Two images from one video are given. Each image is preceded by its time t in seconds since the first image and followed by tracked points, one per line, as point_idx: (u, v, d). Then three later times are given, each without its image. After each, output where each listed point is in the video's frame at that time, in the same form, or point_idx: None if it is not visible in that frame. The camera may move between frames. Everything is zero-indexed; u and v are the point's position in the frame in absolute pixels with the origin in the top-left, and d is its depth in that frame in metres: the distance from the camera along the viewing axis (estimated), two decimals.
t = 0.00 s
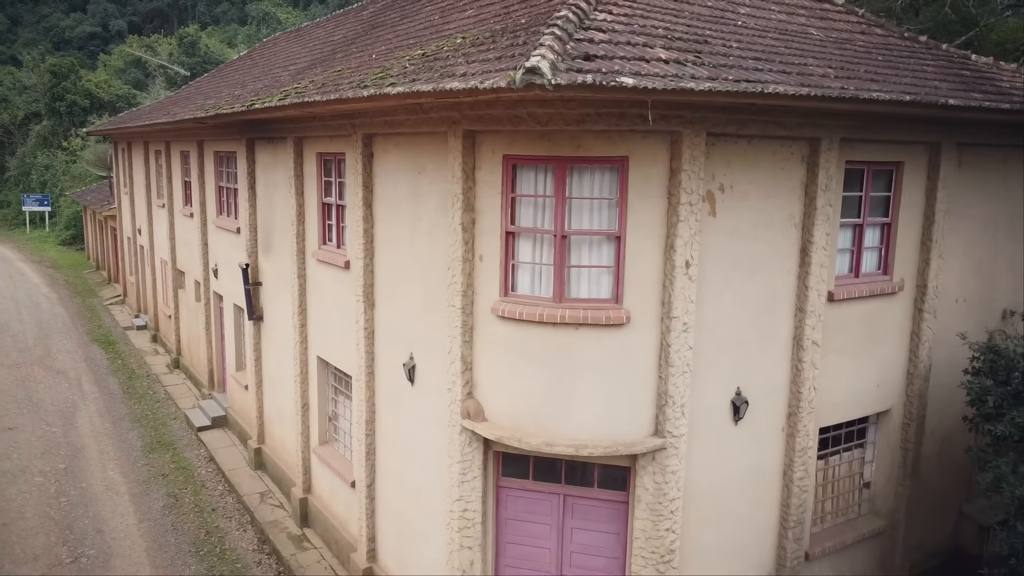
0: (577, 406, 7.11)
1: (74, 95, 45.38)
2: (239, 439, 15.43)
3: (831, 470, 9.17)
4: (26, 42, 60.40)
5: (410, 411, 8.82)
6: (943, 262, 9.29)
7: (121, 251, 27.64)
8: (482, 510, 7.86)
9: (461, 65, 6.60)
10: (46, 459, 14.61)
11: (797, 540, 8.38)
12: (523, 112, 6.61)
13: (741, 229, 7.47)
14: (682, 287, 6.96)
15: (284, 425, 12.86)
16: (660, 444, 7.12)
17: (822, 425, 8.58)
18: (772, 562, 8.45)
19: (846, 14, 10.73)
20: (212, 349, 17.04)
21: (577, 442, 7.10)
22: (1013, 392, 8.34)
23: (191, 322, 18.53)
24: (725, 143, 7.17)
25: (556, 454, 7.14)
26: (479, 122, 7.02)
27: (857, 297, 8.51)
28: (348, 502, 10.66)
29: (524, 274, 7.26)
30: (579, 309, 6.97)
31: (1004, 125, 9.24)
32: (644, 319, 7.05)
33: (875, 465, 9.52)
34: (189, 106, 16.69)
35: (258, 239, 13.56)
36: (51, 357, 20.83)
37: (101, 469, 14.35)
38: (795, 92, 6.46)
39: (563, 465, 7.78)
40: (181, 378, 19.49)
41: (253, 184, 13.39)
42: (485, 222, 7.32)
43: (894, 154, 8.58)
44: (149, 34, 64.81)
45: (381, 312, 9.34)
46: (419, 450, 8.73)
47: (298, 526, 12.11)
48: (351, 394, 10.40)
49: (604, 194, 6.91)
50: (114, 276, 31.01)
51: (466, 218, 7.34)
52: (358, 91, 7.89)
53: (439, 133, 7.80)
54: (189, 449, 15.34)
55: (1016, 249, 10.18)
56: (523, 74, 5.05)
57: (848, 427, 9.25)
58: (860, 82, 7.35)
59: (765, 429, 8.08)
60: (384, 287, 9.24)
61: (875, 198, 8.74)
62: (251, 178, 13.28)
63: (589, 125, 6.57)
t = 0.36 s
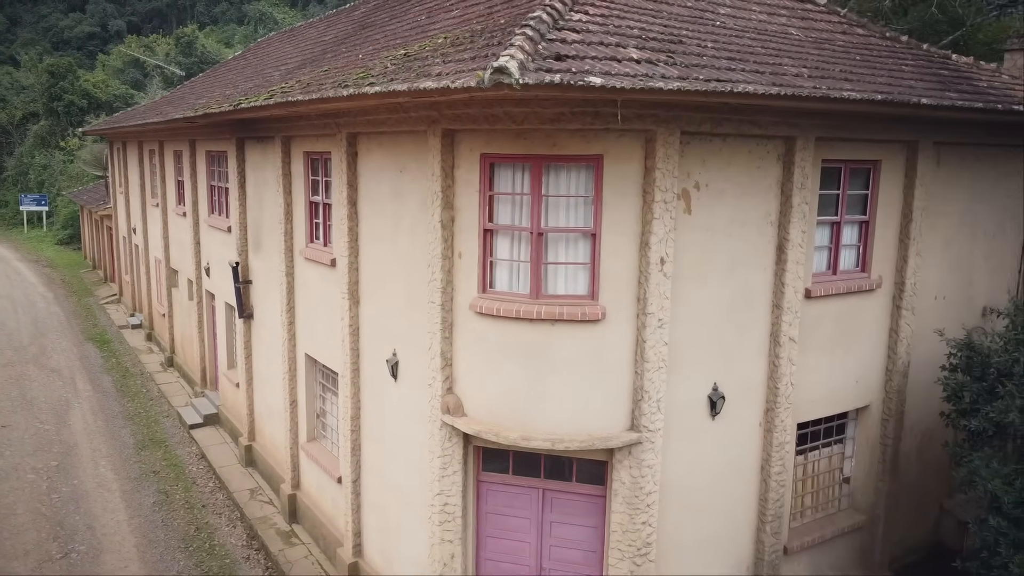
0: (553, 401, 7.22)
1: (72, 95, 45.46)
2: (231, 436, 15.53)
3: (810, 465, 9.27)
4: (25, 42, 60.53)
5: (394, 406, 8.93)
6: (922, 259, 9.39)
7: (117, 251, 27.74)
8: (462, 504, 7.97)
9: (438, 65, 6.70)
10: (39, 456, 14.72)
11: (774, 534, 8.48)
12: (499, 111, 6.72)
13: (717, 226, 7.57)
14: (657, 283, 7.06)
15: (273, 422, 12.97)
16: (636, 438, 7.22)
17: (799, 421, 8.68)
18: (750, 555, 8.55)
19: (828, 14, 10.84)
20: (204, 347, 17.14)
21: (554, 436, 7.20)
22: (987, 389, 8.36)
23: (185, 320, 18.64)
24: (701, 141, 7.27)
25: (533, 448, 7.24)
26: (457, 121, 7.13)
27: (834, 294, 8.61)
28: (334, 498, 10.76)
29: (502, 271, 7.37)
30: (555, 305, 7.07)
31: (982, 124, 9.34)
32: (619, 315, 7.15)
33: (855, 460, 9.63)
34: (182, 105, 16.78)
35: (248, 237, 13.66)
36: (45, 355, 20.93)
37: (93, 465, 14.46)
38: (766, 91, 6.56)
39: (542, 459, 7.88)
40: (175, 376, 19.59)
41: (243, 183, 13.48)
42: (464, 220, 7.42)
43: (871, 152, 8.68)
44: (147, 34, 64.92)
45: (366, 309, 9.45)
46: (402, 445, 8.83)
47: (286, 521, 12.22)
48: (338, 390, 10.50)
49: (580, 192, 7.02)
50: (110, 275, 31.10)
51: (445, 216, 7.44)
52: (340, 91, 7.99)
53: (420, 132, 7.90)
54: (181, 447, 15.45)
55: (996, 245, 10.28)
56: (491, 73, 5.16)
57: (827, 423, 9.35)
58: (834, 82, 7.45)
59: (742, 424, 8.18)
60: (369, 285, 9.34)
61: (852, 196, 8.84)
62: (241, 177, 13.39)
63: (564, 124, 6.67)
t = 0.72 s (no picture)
0: (526, 396, 7.33)
1: (68, 95, 45.46)
2: (220, 434, 15.63)
3: (786, 461, 9.37)
4: (22, 42, 60.60)
5: (374, 403, 9.03)
6: (897, 257, 9.49)
7: (112, 250, 27.85)
8: (439, 498, 8.06)
9: (411, 66, 6.81)
10: (29, 454, 14.82)
11: (750, 529, 8.57)
12: (471, 110, 6.82)
13: (689, 224, 7.67)
14: (628, 281, 7.16)
15: (261, 420, 13.07)
16: (608, 433, 7.32)
17: (774, 417, 8.79)
18: (726, 550, 8.65)
19: (807, 14, 10.94)
20: (195, 346, 17.25)
21: (527, 431, 7.31)
22: (960, 385, 8.45)
23: (176, 319, 18.74)
24: (672, 140, 7.37)
25: (506, 444, 7.34)
26: (432, 121, 7.23)
27: (808, 291, 8.71)
28: (318, 494, 10.87)
29: (476, 269, 7.47)
30: (528, 302, 7.17)
31: (956, 123, 9.45)
32: (591, 312, 7.25)
33: (832, 456, 9.72)
34: (173, 105, 16.88)
35: (236, 236, 13.77)
36: (39, 354, 21.04)
37: (83, 463, 14.57)
38: (734, 91, 6.66)
39: (518, 454, 7.98)
40: (167, 374, 19.69)
41: (231, 182, 13.59)
42: (439, 218, 7.52)
43: (844, 152, 8.78)
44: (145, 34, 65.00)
45: (347, 306, 9.55)
46: (382, 441, 8.93)
47: (273, 518, 12.32)
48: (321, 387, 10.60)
49: (552, 191, 7.12)
50: (105, 274, 31.21)
51: (421, 214, 7.54)
52: (319, 91, 8.09)
53: (397, 131, 8.01)
54: (171, 444, 15.55)
55: (971, 242, 10.42)
56: (455, 74, 5.26)
57: (803, 419, 9.45)
58: (804, 81, 7.55)
59: (717, 420, 8.28)
60: (351, 282, 9.43)
61: (826, 195, 8.95)
62: (228, 177, 13.48)
63: (535, 123, 6.78)
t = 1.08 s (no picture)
0: (499, 393, 7.42)
1: (65, 95, 45.34)
2: (209, 432, 15.72)
3: (763, 458, 9.46)
4: (20, 42, 60.59)
5: (354, 400, 9.12)
6: (873, 255, 9.58)
7: (105, 249, 27.94)
8: (416, 494, 8.14)
9: (382, 67, 6.90)
10: (19, 452, 14.91)
11: (724, 524, 8.67)
12: (443, 111, 6.92)
13: (661, 223, 7.76)
14: (599, 279, 7.24)
15: (247, 418, 13.16)
16: (580, 430, 7.41)
17: (749, 414, 8.88)
18: (701, 546, 8.74)
19: (786, 15, 11.03)
20: (185, 345, 17.33)
21: (500, 428, 7.40)
22: (930, 382, 8.54)
23: (167, 318, 18.82)
24: (643, 141, 7.45)
25: (479, 440, 7.43)
26: (405, 121, 7.32)
27: (782, 290, 8.80)
28: (302, 491, 10.96)
29: (450, 268, 7.56)
30: (500, 300, 7.27)
31: (931, 123, 9.54)
32: (563, 309, 7.34)
33: (808, 453, 9.81)
34: (162, 105, 16.97)
35: (223, 236, 13.86)
36: (31, 353, 21.12)
37: (72, 461, 14.66)
38: (701, 92, 6.75)
39: (493, 451, 8.06)
40: (158, 373, 19.77)
41: (218, 182, 13.67)
42: (413, 217, 7.60)
43: (818, 151, 8.87)
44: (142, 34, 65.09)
45: (328, 305, 9.63)
46: (362, 438, 9.01)
47: (258, 515, 12.41)
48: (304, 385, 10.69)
49: (523, 190, 7.22)
50: (100, 274, 31.30)
51: (396, 214, 7.63)
52: (297, 91, 8.18)
53: (374, 132, 8.09)
54: (160, 443, 15.64)
55: (948, 241, 10.51)
56: (418, 75, 5.35)
57: (780, 416, 9.53)
58: (774, 82, 7.63)
59: (691, 416, 8.37)
60: (331, 281, 9.52)
61: (801, 194, 9.04)
62: (215, 177, 13.56)
63: (505, 123, 6.87)
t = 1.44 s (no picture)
0: (470, 390, 7.51)
1: (61, 95, 45.19)
2: (197, 430, 15.81)
3: (738, 455, 9.55)
4: (18, 42, 60.62)
5: (332, 398, 9.20)
6: (847, 254, 9.68)
7: (99, 249, 28.02)
8: (390, 491, 8.23)
9: (353, 67, 6.98)
10: (7, 450, 14.99)
11: (697, 521, 8.76)
12: (413, 111, 7.01)
13: (632, 223, 7.85)
14: (569, 277, 7.32)
15: (232, 416, 13.25)
16: (550, 426, 7.50)
17: (723, 411, 8.97)
18: (674, 542, 8.84)
19: (764, 16, 11.11)
20: (174, 344, 17.41)
21: (471, 425, 7.49)
22: (899, 379, 8.58)
23: (157, 317, 18.91)
24: (612, 140, 7.54)
25: (451, 437, 7.53)
26: (377, 121, 7.41)
27: (754, 289, 8.88)
28: (284, 489, 11.05)
29: (422, 266, 7.65)
30: (470, 298, 7.36)
31: (905, 124, 9.64)
32: (532, 308, 7.43)
33: (783, 450, 9.90)
34: (151, 105, 17.05)
35: (209, 235, 13.94)
36: (23, 352, 21.21)
37: (59, 459, 14.74)
38: (666, 93, 6.84)
39: (467, 447, 8.15)
40: (148, 372, 19.85)
41: (204, 181, 13.76)
42: (386, 216, 7.69)
43: (791, 151, 8.96)
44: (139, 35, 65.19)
45: (308, 303, 9.72)
46: (339, 435, 9.10)
47: (243, 513, 12.51)
48: (285, 383, 10.78)
49: (493, 190, 7.31)
50: (94, 274, 31.38)
51: (369, 213, 7.71)
52: (273, 92, 8.27)
53: (348, 132, 8.18)
54: (148, 441, 15.72)
55: (925, 241, 10.61)
56: (380, 76, 5.44)
57: (754, 413, 9.62)
58: (743, 83, 7.72)
59: (663, 414, 8.46)
60: (310, 280, 9.60)
61: (774, 194, 9.13)
62: (201, 176, 13.65)
63: (473, 123, 6.96)
